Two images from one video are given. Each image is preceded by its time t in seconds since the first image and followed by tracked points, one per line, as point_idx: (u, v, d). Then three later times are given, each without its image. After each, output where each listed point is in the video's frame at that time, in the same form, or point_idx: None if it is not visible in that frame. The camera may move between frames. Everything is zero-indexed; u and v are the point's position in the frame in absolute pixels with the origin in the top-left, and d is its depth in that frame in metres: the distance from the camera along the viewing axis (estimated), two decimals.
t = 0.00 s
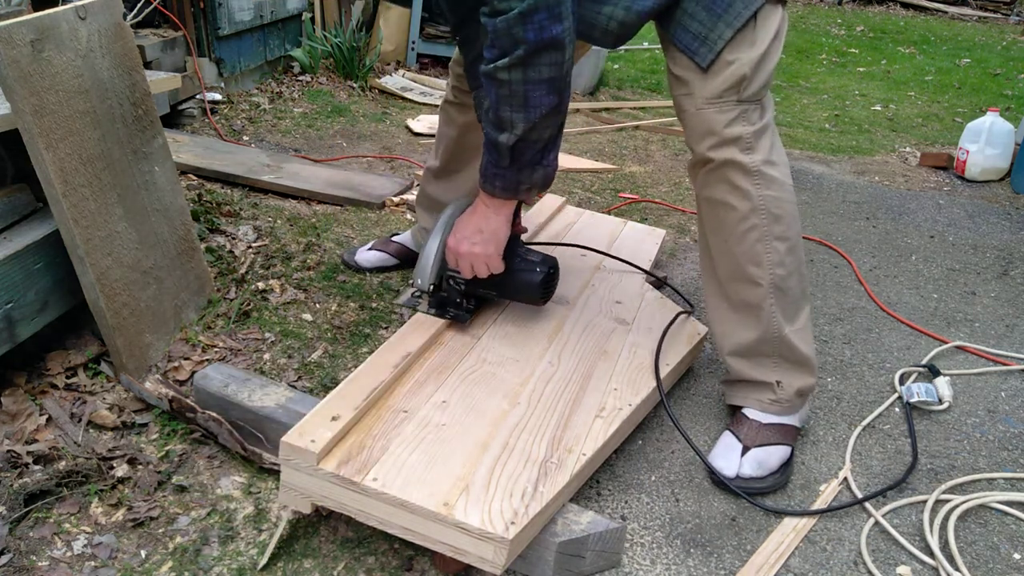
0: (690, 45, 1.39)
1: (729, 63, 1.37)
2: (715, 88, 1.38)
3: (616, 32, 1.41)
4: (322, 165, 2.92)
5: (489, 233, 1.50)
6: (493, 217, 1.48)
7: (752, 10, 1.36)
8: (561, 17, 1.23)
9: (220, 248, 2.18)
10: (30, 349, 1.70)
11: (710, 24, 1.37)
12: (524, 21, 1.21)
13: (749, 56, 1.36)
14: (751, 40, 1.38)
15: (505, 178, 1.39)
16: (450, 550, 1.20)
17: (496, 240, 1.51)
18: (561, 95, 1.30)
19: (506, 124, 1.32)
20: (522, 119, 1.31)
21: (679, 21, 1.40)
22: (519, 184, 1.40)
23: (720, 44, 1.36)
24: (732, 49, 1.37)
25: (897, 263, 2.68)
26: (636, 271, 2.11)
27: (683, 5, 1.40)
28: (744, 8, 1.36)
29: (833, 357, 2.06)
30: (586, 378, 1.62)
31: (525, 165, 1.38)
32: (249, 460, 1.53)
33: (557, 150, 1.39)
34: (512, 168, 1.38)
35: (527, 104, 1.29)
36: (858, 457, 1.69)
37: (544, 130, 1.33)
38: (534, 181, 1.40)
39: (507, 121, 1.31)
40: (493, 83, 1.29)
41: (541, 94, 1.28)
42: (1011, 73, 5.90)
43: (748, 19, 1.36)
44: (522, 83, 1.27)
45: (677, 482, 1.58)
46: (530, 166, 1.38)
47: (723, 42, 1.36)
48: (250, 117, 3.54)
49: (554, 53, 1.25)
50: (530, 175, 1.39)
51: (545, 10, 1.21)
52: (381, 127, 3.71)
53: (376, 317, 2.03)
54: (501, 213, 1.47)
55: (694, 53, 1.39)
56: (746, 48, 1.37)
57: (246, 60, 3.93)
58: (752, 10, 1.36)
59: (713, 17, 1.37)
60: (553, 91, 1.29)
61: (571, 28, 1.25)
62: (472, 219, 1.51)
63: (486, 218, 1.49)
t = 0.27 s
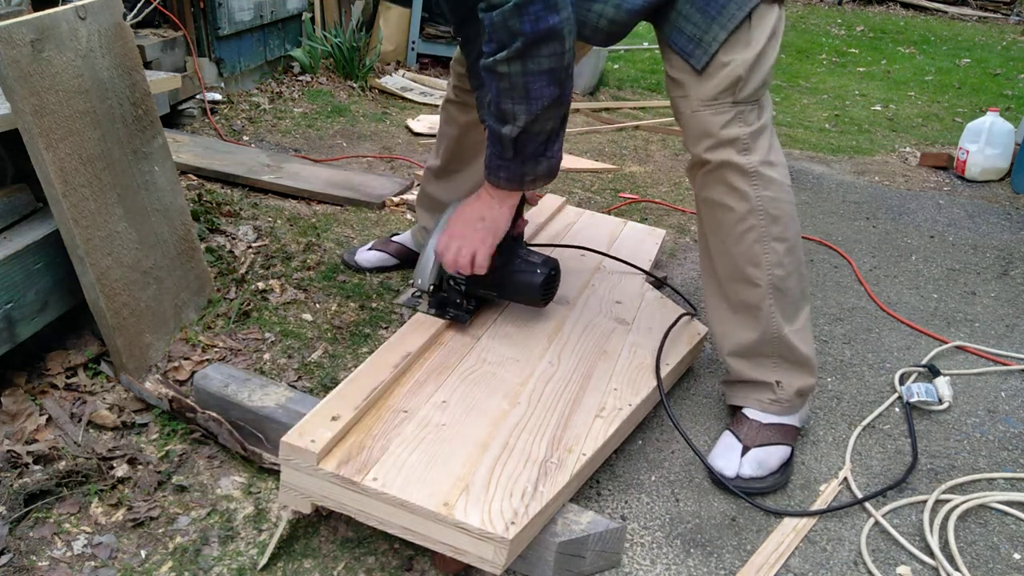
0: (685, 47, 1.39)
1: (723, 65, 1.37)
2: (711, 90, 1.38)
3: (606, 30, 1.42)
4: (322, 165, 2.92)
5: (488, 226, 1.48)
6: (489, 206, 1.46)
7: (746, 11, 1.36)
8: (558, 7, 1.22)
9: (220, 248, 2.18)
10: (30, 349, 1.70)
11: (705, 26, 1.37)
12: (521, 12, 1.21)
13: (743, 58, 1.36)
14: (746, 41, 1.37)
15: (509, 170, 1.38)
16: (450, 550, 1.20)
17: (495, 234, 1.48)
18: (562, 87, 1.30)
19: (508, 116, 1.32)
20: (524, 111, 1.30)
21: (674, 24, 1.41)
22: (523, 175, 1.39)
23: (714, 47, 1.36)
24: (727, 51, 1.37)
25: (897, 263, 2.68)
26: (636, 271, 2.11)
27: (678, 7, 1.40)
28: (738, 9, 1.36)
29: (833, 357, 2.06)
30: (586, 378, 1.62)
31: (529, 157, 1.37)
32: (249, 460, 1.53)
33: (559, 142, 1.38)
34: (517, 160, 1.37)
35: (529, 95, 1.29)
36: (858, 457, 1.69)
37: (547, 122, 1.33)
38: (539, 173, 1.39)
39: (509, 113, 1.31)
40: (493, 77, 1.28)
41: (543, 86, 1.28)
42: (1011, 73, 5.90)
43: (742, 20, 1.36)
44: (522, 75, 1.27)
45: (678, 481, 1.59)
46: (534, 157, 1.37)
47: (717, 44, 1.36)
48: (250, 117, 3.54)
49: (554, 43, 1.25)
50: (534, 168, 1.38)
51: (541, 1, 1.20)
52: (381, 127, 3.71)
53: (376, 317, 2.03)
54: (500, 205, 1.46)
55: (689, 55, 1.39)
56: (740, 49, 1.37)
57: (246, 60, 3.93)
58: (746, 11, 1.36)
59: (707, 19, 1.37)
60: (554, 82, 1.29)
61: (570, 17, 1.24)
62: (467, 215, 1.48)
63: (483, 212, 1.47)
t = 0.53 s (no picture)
0: (681, 49, 1.39)
1: (719, 67, 1.36)
2: (707, 92, 1.38)
3: (598, 27, 1.41)
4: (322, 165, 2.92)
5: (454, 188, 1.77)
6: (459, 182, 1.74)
7: (741, 13, 1.35)
8: (495, 22, 1.30)
9: (220, 248, 2.18)
10: (30, 349, 1.70)
11: (700, 28, 1.36)
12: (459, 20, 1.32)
13: (740, 59, 1.36)
14: (741, 42, 1.37)
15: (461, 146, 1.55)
16: (450, 550, 1.20)
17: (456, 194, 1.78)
18: (500, 93, 1.40)
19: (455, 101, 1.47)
20: (463, 103, 1.44)
21: (669, 25, 1.41)
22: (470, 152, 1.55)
23: (710, 49, 1.36)
24: (722, 52, 1.37)
25: (897, 263, 2.68)
26: (636, 271, 2.11)
27: (673, 8, 1.40)
28: (733, 11, 1.35)
29: (833, 357, 2.06)
30: (586, 378, 1.62)
31: (473, 141, 1.52)
32: (249, 460, 1.53)
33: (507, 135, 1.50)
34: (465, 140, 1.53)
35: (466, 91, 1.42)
36: (858, 457, 1.69)
37: (486, 118, 1.46)
38: (482, 157, 1.54)
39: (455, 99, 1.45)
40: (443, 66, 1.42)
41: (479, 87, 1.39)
42: (1011, 73, 5.90)
43: (737, 21, 1.36)
44: (461, 72, 1.40)
45: (678, 481, 1.58)
46: (478, 142, 1.52)
47: (713, 46, 1.36)
48: (250, 117, 3.54)
49: (487, 54, 1.34)
50: (478, 149, 1.53)
51: (477, 15, 1.30)
52: (381, 127, 3.71)
53: (376, 317, 2.03)
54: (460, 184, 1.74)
55: (685, 57, 1.39)
56: (736, 50, 1.37)
57: (246, 60, 3.93)
58: (741, 12, 1.35)
59: (702, 21, 1.36)
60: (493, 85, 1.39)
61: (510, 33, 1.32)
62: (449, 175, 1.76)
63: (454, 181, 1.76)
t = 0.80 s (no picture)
0: (675, 52, 1.39)
1: (713, 69, 1.36)
2: (702, 94, 1.38)
3: (592, 28, 1.41)
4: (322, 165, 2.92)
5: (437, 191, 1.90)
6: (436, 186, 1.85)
7: (735, 14, 1.35)
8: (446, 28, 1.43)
9: (220, 248, 2.18)
10: (30, 349, 1.70)
11: (694, 30, 1.36)
12: (420, 28, 1.47)
13: (734, 60, 1.35)
14: (736, 44, 1.36)
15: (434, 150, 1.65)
16: (450, 550, 1.20)
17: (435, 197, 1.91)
18: (456, 99, 1.50)
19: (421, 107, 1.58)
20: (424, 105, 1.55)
21: (664, 28, 1.41)
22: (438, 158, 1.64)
23: (704, 51, 1.36)
24: (716, 54, 1.36)
25: (897, 263, 2.68)
26: (636, 271, 2.11)
27: (668, 10, 1.40)
28: (727, 12, 1.35)
29: (833, 357, 2.06)
30: (586, 378, 1.62)
31: (441, 147, 1.61)
32: (249, 460, 1.53)
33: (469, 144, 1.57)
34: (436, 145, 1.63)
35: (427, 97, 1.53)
36: (858, 457, 1.69)
37: (449, 124, 1.55)
38: (449, 163, 1.63)
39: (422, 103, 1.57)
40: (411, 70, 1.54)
41: (438, 92, 1.51)
42: (1011, 73, 5.90)
43: (730, 23, 1.35)
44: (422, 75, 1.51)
45: (678, 482, 1.58)
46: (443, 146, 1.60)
47: (707, 48, 1.36)
48: (250, 117, 3.54)
49: (439, 61, 1.47)
50: (445, 155, 1.62)
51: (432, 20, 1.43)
52: (381, 127, 3.71)
53: (376, 317, 2.03)
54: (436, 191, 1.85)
55: (679, 59, 1.39)
56: (730, 52, 1.36)
57: (246, 60, 3.93)
58: (734, 13, 1.35)
59: (695, 24, 1.36)
60: (450, 93, 1.50)
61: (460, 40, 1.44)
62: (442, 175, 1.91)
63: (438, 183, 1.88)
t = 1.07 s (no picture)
0: (673, 53, 1.39)
1: (711, 70, 1.36)
2: (700, 94, 1.38)
3: (589, 28, 1.42)
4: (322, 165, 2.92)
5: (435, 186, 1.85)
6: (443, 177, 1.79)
7: (732, 14, 1.35)
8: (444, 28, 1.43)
9: (220, 248, 2.18)
10: (30, 349, 1.70)
11: (692, 31, 1.37)
12: (420, 28, 1.47)
13: (732, 61, 1.35)
14: (733, 44, 1.36)
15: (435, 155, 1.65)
16: (450, 550, 1.20)
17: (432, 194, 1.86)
18: (459, 100, 1.51)
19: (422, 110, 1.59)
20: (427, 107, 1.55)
21: (662, 28, 1.41)
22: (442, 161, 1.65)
23: (701, 52, 1.36)
24: (714, 55, 1.36)
25: (897, 263, 2.68)
26: (637, 271, 2.12)
27: (665, 11, 1.40)
28: (724, 13, 1.35)
29: (833, 357, 2.06)
30: (586, 378, 1.62)
31: (443, 150, 1.62)
32: (249, 460, 1.53)
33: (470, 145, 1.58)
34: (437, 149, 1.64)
35: (429, 98, 1.53)
36: (858, 457, 1.69)
37: (451, 126, 1.56)
38: (451, 165, 1.64)
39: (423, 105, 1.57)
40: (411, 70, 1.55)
41: (440, 92, 1.51)
42: (1011, 73, 5.90)
43: (728, 24, 1.35)
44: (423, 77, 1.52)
45: (678, 481, 1.58)
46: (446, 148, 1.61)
47: (704, 49, 1.36)
48: (250, 117, 3.54)
49: (440, 60, 1.47)
50: (449, 156, 1.63)
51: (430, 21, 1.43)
52: (381, 127, 3.71)
53: (376, 317, 2.03)
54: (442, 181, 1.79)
55: (677, 60, 1.39)
56: (727, 52, 1.36)
57: (246, 60, 3.93)
58: (731, 14, 1.35)
59: (693, 25, 1.36)
60: (452, 93, 1.50)
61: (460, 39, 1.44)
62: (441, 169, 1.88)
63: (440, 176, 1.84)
